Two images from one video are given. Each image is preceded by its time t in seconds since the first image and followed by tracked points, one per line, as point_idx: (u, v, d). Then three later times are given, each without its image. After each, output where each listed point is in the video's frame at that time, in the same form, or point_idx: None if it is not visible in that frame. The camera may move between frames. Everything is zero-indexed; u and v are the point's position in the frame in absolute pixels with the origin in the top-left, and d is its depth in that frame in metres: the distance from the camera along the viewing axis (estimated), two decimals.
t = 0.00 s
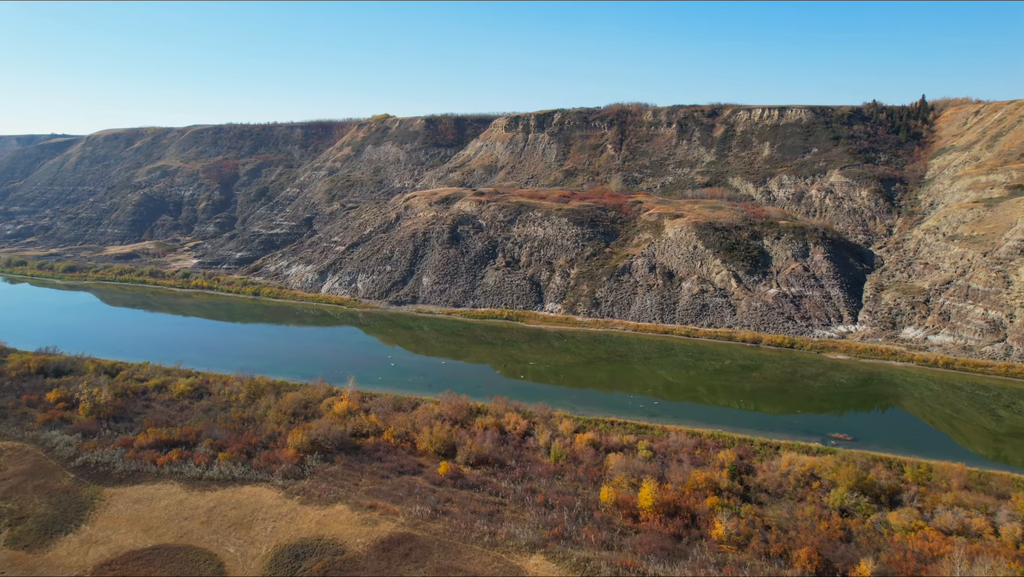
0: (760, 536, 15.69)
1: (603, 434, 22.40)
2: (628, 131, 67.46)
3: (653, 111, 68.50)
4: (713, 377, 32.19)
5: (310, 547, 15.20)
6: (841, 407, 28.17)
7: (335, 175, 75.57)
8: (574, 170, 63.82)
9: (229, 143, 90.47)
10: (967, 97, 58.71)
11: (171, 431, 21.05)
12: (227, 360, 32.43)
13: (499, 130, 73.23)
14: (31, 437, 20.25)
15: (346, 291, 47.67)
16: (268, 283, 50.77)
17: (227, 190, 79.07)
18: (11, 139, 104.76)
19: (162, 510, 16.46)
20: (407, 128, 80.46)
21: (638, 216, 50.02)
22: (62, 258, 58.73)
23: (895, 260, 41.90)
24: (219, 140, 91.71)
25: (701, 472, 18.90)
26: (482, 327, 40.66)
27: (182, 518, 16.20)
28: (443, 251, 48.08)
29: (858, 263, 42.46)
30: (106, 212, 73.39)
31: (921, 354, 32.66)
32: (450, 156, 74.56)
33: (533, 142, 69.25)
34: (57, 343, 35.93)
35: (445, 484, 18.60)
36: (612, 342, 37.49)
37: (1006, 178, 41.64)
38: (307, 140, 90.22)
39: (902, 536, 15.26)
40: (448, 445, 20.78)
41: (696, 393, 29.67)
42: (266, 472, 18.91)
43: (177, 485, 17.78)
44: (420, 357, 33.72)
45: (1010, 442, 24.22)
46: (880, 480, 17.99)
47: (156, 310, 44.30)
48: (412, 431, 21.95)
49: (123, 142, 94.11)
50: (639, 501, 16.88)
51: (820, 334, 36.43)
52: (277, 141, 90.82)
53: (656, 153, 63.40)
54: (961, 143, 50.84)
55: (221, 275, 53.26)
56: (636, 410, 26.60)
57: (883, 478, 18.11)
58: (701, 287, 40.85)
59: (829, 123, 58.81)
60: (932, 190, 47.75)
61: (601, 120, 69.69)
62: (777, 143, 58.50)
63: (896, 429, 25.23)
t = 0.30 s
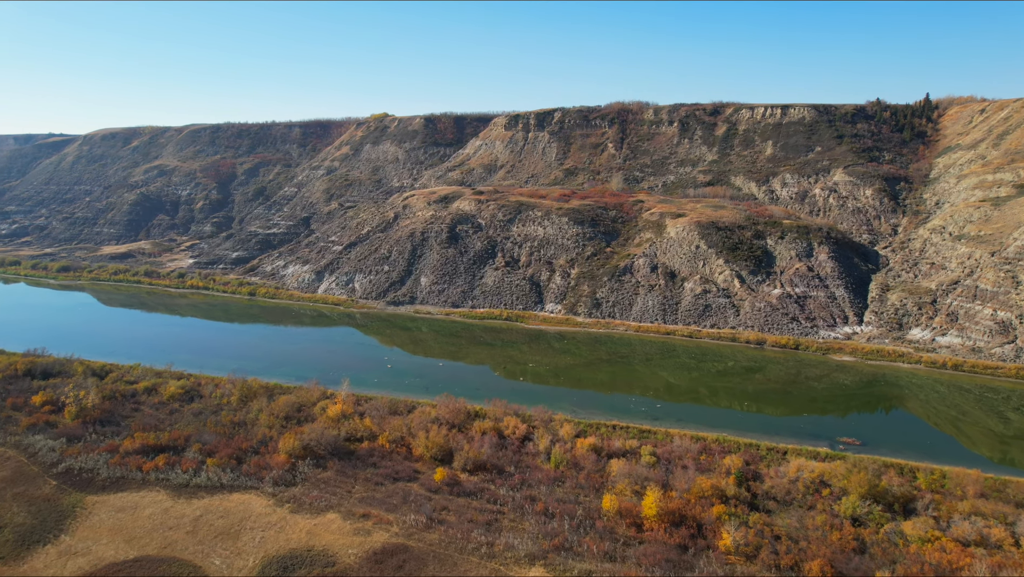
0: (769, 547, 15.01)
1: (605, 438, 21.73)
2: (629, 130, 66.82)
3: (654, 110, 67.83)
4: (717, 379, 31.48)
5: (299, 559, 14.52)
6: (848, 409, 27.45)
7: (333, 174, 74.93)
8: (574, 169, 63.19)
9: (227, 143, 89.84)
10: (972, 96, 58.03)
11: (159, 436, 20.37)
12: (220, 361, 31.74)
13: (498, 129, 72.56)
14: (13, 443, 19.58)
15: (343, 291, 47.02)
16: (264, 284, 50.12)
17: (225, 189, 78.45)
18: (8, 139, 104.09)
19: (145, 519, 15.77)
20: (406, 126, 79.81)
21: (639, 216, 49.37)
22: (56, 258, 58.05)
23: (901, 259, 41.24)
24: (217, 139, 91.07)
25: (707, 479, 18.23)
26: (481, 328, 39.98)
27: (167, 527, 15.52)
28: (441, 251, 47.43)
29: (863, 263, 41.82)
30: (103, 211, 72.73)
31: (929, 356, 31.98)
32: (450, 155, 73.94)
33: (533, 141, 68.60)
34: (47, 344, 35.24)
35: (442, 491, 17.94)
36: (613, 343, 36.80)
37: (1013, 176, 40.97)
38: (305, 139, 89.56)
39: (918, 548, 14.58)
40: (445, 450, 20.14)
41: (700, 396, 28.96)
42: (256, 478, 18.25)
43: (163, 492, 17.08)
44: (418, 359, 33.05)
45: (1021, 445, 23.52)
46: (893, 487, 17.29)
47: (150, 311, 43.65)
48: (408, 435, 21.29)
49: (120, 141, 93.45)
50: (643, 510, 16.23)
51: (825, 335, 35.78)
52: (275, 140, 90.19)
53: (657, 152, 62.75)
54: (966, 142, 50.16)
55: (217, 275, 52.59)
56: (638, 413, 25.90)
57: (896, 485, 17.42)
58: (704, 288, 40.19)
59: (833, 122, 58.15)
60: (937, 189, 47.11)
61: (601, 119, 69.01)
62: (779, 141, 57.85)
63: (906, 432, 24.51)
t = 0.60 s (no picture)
0: (780, 556, 14.34)
1: (607, 441, 21.07)
2: (630, 128, 66.18)
3: (655, 107, 67.15)
4: (719, 380, 30.78)
5: (287, 569, 13.85)
6: (856, 410, 26.75)
7: (331, 173, 74.27)
8: (574, 167, 62.57)
9: (224, 141, 89.21)
10: (977, 93, 57.36)
11: (146, 438, 19.70)
12: (212, 362, 31.04)
13: (498, 127, 71.88)
14: None
15: (340, 291, 46.36)
16: (260, 283, 49.45)
17: (222, 188, 77.82)
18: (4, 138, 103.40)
19: (128, 526, 15.10)
20: (405, 125, 79.15)
21: (641, 214, 48.70)
22: (50, 257, 57.35)
23: (907, 258, 40.59)
24: (214, 137, 90.42)
25: (713, 484, 17.59)
26: (480, 328, 39.31)
27: (150, 535, 14.84)
28: (440, 250, 46.78)
29: (869, 261, 41.17)
30: (98, 210, 72.06)
31: (937, 356, 31.33)
32: (449, 154, 73.33)
33: (533, 139, 67.96)
34: (37, 344, 34.55)
35: (438, 497, 17.30)
36: (614, 343, 36.12)
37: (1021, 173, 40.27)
38: (303, 138, 88.92)
39: (936, 557, 13.89)
40: (442, 453, 19.50)
41: (703, 397, 28.29)
42: (245, 483, 17.57)
43: (148, 497, 16.39)
44: (415, 359, 32.38)
45: None
46: (907, 492, 16.61)
47: (144, 310, 42.98)
48: (404, 438, 20.64)
49: (117, 140, 92.77)
50: (647, 516, 15.58)
51: (830, 335, 35.13)
52: (273, 139, 89.55)
53: (659, 150, 62.12)
54: (972, 139, 49.47)
55: (213, 274, 51.92)
56: (640, 415, 25.22)
57: (910, 490, 16.74)
58: (707, 287, 39.54)
59: (836, 119, 57.50)
60: (943, 187, 46.46)
61: (602, 116, 68.31)
62: (782, 139, 57.20)
63: (915, 435, 23.79)
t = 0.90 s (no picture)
0: (791, 564, 13.67)
1: (609, 444, 20.42)
2: (630, 126, 65.56)
3: (656, 105, 66.52)
4: (722, 380, 30.11)
5: None
6: (863, 411, 26.07)
7: (329, 171, 73.66)
8: (575, 165, 61.94)
9: (222, 140, 88.60)
10: (982, 90, 56.70)
11: (132, 441, 19.03)
12: (204, 363, 30.36)
13: (497, 125, 71.23)
14: None
15: (337, 290, 45.70)
16: (256, 282, 48.79)
17: (219, 187, 77.23)
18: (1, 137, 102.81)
19: (109, 533, 14.41)
20: (404, 123, 78.53)
21: (642, 212, 48.05)
22: (44, 256, 56.73)
23: (912, 256, 39.95)
24: (212, 136, 89.81)
25: (720, 488, 16.93)
26: (479, 327, 38.65)
27: (131, 542, 14.15)
28: (438, 248, 46.14)
29: (874, 260, 40.52)
30: (94, 209, 71.45)
31: (945, 356, 30.66)
32: (448, 152, 72.71)
33: (533, 137, 67.33)
34: (25, 343, 33.84)
35: (433, 502, 16.66)
36: (615, 343, 35.47)
37: None
38: (301, 137, 88.33)
39: (956, 567, 13.19)
40: (439, 456, 18.85)
41: (706, 398, 27.60)
42: (234, 487, 16.90)
43: (131, 503, 15.70)
44: (413, 359, 31.72)
45: None
46: (922, 497, 15.91)
47: (137, 310, 42.33)
48: (399, 440, 19.99)
49: (114, 139, 92.19)
50: (651, 522, 14.94)
51: (836, 334, 34.47)
52: (271, 138, 88.96)
53: (660, 148, 61.48)
54: (977, 136, 48.81)
55: (208, 273, 51.27)
56: (643, 416, 24.52)
57: (924, 495, 16.05)
58: (710, 286, 38.90)
59: (839, 117, 56.89)
60: (948, 185, 45.80)
61: (602, 114, 67.67)
62: (785, 137, 56.56)
63: (927, 438, 22.97)
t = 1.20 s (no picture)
0: (804, 574, 12.96)
1: (611, 446, 19.76)
2: (631, 123, 64.91)
3: (657, 103, 65.87)
4: (725, 381, 29.43)
5: None
6: (871, 412, 25.38)
7: (327, 170, 73.02)
8: (575, 163, 61.30)
9: (220, 138, 88.01)
10: (987, 87, 56.02)
11: (117, 443, 18.34)
12: (196, 362, 29.70)
13: (497, 122, 70.59)
14: None
15: (334, 289, 45.04)
16: (252, 281, 48.13)
17: (217, 186, 76.62)
18: None
19: (88, 540, 13.71)
20: (403, 121, 77.89)
21: (643, 210, 47.38)
22: (39, 255, 56.11)
23: (918, 255, 39.29)
24: (210, 134, 89.19)
25: (727, 493, 16.27)
26: (478, 327, 38.00)
27: (111, 551, 13.46)
28: (437, 246, 45.47)
29: (879, 258, 39.86)
30: (90, 208, 70.83)
31: (955, 356, 29.98)
32: (447, 150, 72.05)
33: (533, 134, 66.68)
34: (14, 343, 33.17)
35: (429, 507, 15.99)
36: (616, 343, 34.81)
37: None
38: (300, 135, 87.73)
39: None
40: (435, 459, 18.20)
41: (709, 398, 26.96)
42: (221, 492, 16.20)
43: (113, 509, 15.01)
44: (410, 359, 31.08)
45: None
46: (939, 502, 15.22)
47: (130, 309, 41.68)
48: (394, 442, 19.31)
49: (111, 137, 91.60)
50: (656, 529, 14.28)
51: (841, 334, 33.80)
52: (269, 136, 88.35)
53: (661, 145, 60.83)
54: (983, 133, 48.11)
55: (204, 272, 50.62)
56: (645, 418, 23.85)
57: (941, 500, 15.35)
58: (713, 284, 38.23)
59: (843, 114, 56.24)
60: (954, 182, 45.13)
61: (603, 112, 67.02)
62: (788, 134, 55.91)
63: (938, 440, 22.23)
